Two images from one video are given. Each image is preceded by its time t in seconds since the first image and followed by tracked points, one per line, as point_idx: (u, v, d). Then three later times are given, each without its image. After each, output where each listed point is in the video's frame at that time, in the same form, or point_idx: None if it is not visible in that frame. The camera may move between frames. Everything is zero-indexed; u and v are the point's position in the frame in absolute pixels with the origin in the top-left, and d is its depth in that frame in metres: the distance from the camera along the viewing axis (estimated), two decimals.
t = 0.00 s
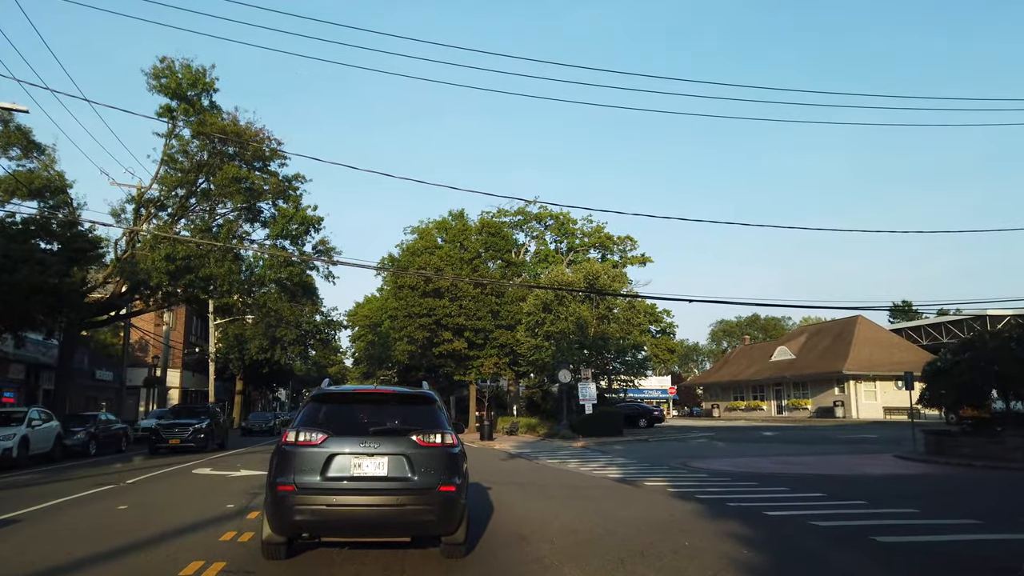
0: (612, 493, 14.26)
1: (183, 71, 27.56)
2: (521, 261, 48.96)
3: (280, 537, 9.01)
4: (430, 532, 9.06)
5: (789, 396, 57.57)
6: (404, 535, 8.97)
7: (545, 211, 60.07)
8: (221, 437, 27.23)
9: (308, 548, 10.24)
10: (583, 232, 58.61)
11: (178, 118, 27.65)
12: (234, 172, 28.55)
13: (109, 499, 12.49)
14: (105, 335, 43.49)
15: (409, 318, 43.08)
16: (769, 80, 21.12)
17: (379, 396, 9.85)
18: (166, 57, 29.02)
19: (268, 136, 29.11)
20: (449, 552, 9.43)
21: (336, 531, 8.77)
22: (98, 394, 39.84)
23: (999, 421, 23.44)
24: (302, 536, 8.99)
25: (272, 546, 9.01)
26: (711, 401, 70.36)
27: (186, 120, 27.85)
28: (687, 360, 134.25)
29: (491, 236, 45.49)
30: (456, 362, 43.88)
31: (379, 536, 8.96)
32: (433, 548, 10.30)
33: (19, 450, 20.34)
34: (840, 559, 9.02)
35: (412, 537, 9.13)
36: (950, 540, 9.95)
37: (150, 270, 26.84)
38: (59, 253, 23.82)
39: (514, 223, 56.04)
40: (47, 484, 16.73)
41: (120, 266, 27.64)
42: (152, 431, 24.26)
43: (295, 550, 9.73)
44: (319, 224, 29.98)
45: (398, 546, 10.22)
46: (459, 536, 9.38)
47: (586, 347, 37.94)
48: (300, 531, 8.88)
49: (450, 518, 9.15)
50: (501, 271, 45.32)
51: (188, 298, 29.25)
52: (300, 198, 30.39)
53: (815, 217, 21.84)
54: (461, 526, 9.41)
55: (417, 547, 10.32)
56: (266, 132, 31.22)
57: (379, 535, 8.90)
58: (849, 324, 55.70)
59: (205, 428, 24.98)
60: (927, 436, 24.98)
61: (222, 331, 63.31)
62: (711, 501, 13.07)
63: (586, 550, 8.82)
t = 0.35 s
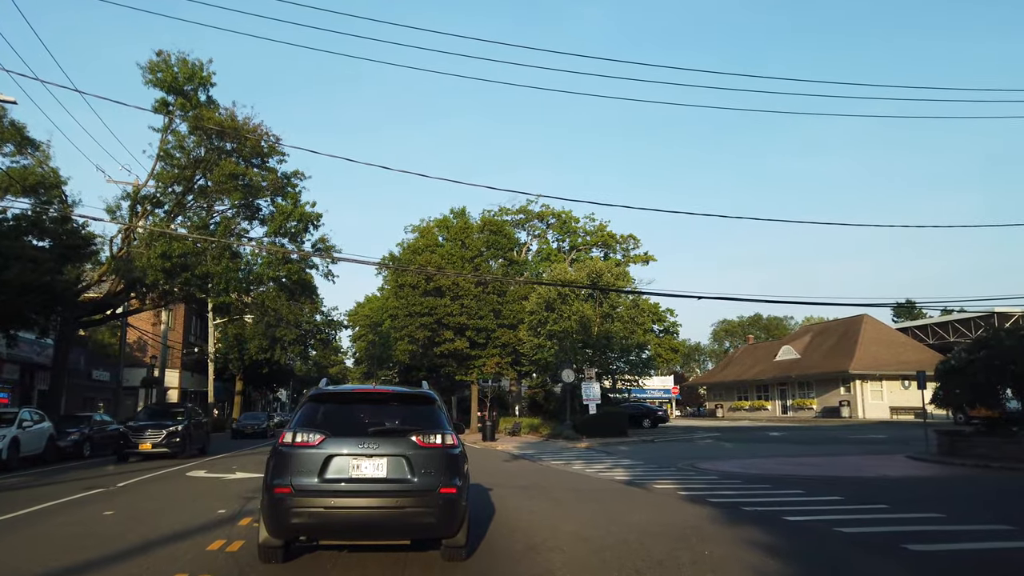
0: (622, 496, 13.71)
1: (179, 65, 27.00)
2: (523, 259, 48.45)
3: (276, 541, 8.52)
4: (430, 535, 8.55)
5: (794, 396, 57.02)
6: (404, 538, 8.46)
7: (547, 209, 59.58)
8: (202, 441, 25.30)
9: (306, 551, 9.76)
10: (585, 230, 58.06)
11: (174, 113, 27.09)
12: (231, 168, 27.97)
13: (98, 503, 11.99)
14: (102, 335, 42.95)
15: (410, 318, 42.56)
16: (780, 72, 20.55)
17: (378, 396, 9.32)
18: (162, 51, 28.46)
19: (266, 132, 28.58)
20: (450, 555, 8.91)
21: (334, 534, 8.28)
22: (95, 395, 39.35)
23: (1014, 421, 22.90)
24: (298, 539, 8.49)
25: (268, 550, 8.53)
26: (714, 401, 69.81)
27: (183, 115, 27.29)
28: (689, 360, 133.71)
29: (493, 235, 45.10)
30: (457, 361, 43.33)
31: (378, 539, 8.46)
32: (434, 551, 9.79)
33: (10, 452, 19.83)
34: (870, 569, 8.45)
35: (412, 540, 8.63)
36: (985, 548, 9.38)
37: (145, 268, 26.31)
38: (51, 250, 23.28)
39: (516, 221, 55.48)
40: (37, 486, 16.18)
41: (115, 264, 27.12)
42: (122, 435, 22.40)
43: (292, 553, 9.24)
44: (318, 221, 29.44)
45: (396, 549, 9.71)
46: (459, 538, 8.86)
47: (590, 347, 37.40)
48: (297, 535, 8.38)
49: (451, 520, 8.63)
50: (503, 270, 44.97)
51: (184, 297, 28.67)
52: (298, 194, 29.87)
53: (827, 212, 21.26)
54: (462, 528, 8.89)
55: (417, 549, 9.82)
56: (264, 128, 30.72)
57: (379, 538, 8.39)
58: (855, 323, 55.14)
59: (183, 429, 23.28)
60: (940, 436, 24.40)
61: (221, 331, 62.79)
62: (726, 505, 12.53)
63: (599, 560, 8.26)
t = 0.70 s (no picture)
0: (631, 499, 13.25)
1: (176, 60, 26.56)
2: (525, 258, 48.02)
3: (275, 542, 8.17)
4: (429, 535, 8.16)
5: (798, 396, 56.55)
6: (403, 539, 8.08)
7: (549, 208, 59.17)
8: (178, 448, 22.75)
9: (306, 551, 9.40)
10: (588, 229, 57.61)
11: (171, 108, 26.66)
12: (228, 165, 27.49)
13: (88, 506, 11.54)
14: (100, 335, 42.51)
15: (410, 317, 42.15)
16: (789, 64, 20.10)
17: (379, 395, 8.90)
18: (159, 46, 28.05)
19: (264, 128, 28.16)
20: (450, 555, 8.52)
21: (333, 535, 7.90)
22: (92, 395, 38.92)
23: None
24: (298, 540, 8.13)
25: (267, 550, 8.18)
26: (717, 401, 69.34)
27: (181, 110, 26.83)
28: (691, 360, 133.22)
29: (495, 233, 44.66)
30: (459, 361, 42.90)
31: (377, 540, 8.08)
32: (434, 551, 9.40)
33: (1, 453, 19.40)
34: None
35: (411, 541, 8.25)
36: (1015, 556, 8.90)
37: (141, 267, 25.85)
38: (45, 248, 22.85)
39: (518, 220, 55.03)
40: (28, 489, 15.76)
41: (111, 262, 26.69)
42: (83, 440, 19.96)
43: (292, 553, 8.92)
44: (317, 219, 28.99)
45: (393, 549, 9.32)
46: (458, 538, 8.47)
47: (592, 346, 36.96)
48: (297, 535, 8.02)
49: (451, 520, 8.24)
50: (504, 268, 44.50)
51: (182, 296, 28.19)
52: (297, 191, 29.43)
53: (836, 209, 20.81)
54: (462, 528, 8.49)
55: (415, 550, 9.41)
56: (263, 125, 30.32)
57: (378, 538, 8.02)
58: (859, 322, 54.67)
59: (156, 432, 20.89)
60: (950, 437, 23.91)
61: (221, 331, 62.38)
62: (737, 509, 12.09)
63: (608, 568, 7.83)
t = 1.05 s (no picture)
0: (640, 500, 12.82)
1: (172, 53, 26.14)
2: (526, 256, 47.60)
3: (276, 541, 7.87)
4: (428, 535, 7.83)
5: (801, 395, 56.12)
6: (402, 538, 7.76)
7: (550, 205, 58.79)
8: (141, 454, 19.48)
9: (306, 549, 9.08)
10: (590, 226, 57.19)
11: (167, 102, 26.22)
12: (225, 159, 27.09)
13: (76, 508, 11.07)
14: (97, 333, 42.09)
15: (410, 315, 41.73)
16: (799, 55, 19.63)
17: (381, 395, 8.53)
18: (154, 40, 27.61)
19: (262, 124, 27.79)
20: (448, 554, 8.20)
21: (332, 534, 7.57)
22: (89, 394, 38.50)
23: None
24: (297, 539, 7.82)
25: (267, 548, 7.89)
26: (719, 399, 68.94)
27: (177, 105, 26.40)
28: (692, 359, 132.84)
29: (496, 230, 44.24)
30: (459, 359, 42.47)
31: (376, 539, 7.74)
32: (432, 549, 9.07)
33: None
34: None
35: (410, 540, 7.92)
36: None
37: (137, 263, 25.44)
38: (38, 244, 22.40)
39: (519, 217, 54.61)
40: (19, 490, 15.33)
41: (107, 259, 26.27)
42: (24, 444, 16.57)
43: (294, 551, 8.63)
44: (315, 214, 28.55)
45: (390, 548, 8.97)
46: (457, 537, 8.16)
47: (595, 344, 36.53)
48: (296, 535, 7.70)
49: (450, 519, 7.92)
50: (505, 266, 44.04)
51: (179, 292, 27.74)
52: (295, 186, 29.01)
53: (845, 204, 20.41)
54: (461, 526, 8.17)
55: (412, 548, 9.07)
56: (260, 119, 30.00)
57: (377, 538, 7.69)
58: (863, 320, 54.24)
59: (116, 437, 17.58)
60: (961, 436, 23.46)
61: (220, 329, 61.96)
62: (748, 511, 11.69)
63: (618, 574, 7.43)
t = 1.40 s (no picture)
0: (648, 498, 12.43)
1: (167, 41, 25.61)
2: (528, 249, 47.12)
3: (276, 533, 7.82)
4: (425, 526, 7.79)
5: (804, 389, 55.73)
6: (401, 531, 7.72)
7: (551, 199, 58.32)
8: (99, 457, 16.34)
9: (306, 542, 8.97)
10: (592, 220, 56.76)
11: (162, 91, 25.70)
12: (221, 148, 26.66)
13: (63, 507, 10.63)
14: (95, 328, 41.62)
15: (410, 309, 41.24)
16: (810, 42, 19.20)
17: (379, 391, 8.45)
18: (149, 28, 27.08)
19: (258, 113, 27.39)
20: (445, 547, 8.18)
21: (331, 527, 7.53)
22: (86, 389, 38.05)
23: None
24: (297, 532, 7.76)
25: (267, 541, 7.83)
26: (721, 394, 68.56)
27: (172, 94, 25.89)
28: (694, 353, 132.40)
29: (497, 224, 43.76)
30: (460, 354, 42.00)
31: (375, 532, 7.70)
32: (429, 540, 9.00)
33: None
34: None
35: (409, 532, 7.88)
36: None
37: (132, 255, 24.95)
38: (30, 236, 21.87)
39: (520, 211, 54.10)
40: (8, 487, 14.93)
41: (102, 251, 25.79)
42: None
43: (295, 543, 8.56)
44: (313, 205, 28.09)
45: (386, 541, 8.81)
46: (455, 529, 8.13)
47: (597, 339, 36.09)
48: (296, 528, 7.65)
49: (448, 511, 7.88)
50: (507, 259, 43.54)
51: (175, 286, 27.33)
52: (293, 177, 28.57)
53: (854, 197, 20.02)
54: (457, 519, 8.09)
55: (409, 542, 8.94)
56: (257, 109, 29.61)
57: (376, 530, 7.65)
58: (867, 314, 53.83)
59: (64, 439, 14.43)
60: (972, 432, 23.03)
61: (219, 324, 61.47)
62: (757, 508, 11.41)
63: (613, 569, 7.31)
